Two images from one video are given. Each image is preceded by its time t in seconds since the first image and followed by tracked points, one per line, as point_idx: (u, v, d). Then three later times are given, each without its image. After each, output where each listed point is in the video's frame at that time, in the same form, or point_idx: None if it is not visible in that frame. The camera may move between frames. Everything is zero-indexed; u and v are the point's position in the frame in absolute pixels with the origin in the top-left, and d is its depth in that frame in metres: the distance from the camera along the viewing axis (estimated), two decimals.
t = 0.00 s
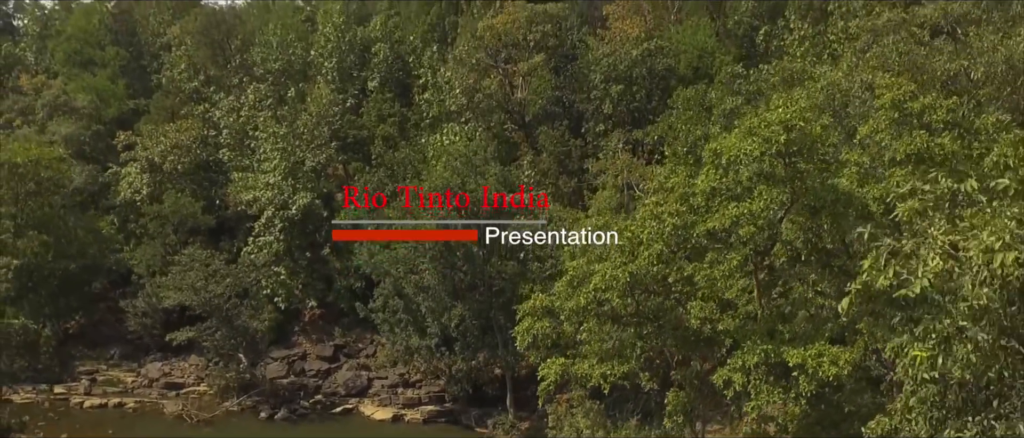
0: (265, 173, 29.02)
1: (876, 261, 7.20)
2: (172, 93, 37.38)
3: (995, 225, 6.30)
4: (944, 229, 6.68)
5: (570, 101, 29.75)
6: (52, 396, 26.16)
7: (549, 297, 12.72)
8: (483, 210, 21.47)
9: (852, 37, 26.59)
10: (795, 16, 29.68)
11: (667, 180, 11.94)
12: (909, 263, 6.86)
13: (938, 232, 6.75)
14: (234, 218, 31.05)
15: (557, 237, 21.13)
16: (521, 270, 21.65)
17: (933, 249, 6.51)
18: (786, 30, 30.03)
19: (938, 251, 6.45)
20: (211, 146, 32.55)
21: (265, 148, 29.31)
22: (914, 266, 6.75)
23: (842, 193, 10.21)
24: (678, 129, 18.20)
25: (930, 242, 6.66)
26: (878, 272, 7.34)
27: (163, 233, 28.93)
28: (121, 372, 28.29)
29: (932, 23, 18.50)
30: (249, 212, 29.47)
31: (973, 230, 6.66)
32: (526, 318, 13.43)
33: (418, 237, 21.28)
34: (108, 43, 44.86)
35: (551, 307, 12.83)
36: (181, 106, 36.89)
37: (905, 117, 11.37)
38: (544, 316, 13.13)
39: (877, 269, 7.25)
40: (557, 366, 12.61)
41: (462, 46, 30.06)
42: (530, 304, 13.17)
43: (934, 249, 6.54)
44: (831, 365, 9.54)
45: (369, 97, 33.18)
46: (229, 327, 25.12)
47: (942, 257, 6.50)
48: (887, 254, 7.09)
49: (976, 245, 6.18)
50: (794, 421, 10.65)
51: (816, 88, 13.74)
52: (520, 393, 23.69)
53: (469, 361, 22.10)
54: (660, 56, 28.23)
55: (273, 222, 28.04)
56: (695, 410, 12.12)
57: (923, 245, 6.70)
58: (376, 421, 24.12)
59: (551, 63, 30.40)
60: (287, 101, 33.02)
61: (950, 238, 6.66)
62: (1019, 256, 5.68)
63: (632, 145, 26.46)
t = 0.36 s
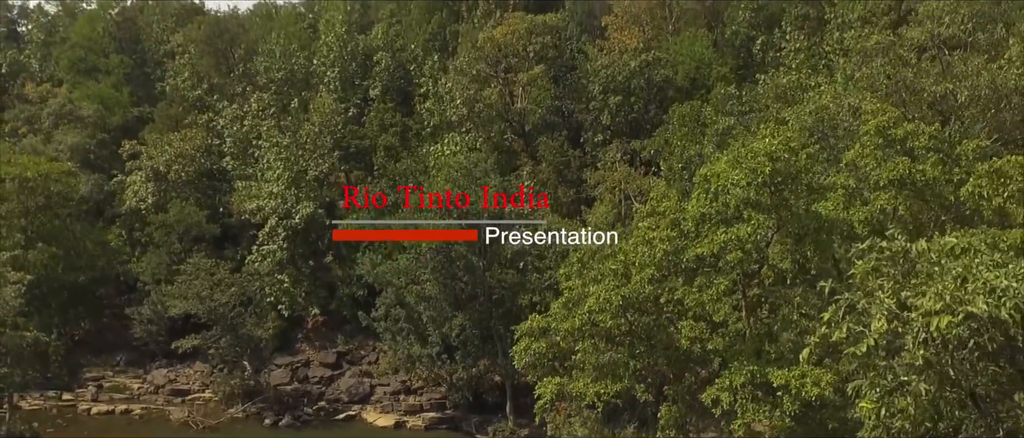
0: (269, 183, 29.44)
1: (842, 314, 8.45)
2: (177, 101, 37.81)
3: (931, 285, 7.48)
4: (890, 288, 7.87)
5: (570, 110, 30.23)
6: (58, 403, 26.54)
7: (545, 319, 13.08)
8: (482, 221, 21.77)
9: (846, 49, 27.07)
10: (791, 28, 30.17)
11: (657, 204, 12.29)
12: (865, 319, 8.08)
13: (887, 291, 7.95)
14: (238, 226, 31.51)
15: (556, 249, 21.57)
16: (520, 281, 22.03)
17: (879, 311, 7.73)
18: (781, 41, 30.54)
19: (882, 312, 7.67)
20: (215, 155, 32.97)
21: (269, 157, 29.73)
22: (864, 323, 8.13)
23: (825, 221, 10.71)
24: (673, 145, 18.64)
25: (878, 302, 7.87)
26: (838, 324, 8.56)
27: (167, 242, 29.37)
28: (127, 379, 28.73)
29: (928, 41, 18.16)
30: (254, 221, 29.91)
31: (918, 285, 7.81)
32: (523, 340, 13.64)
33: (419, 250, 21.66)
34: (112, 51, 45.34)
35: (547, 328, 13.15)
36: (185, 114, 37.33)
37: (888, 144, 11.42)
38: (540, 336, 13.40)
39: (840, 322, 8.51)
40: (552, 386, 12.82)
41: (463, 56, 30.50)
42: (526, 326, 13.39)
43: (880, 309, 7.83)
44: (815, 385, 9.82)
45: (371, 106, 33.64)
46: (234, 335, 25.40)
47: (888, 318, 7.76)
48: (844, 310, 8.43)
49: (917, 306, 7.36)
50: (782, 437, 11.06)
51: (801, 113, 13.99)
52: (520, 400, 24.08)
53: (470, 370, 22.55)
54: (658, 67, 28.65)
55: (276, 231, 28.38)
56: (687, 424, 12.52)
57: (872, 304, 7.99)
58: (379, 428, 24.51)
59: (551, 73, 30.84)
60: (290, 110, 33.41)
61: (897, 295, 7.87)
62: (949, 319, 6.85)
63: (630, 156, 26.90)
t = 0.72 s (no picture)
0: (274, 194, 29.98)
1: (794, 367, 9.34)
2: (182, 112, 38.39)
3: (877, 347, 8.28)
4: (840, 348, 8.67)
5: (570, 122, 30.79)
6: (68, 411, 27.06)
7: (542, 343, 13.57)
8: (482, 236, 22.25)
9: (840, 64, 27.64)
10: (787, 40, 30.74)
11: (648, 232, 12.78)
12: (819, 375, 8.86)
13: (836, 353, 8.71)
14: (243, 237, 32.13)
15: (555, 263, 22.12)
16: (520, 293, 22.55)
17: (830, 368, 8.55)
18: (777, 53, 31.13)
19: (833, 372, 8.47)
20: (221, 165, 33.54)
21: (274, 169, 30.27)
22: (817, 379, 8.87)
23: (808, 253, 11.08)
24: (669, 164, 19.16)
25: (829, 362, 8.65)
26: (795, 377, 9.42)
27: (174, 252, 29.93)
28: (135, 387, 29.30)
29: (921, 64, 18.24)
30: (259, 231, 30.47)
31: (867, 345, 8.62)
32: (519, 363, 14.07)
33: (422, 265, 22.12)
34: (118, 59, 45.96)
35: (544, 350, 13.59)
36: (191, 124, 37.93)
37: (871, 174, 11.95)
38: (537, 358, 13.79)
39: (798, 373, 9.33)
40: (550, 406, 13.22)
41: (464, 69, 31.00)
42: (523, 348, 13.84)
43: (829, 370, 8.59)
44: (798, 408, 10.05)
45: (374, 118, 34.23)
46: (240, 346, 25.75)
47: (838, 377, 8.54)
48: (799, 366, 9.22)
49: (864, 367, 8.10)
50: None
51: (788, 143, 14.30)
52: (520, 409, 24.60)
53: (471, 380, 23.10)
54: (656, 81, 29.15)
55: (281, 243, 28.95)
56: None
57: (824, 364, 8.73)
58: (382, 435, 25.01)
59: (550, 86, 31.36)
60: (294, 122, 34.01)
61: (846, 356, 8.64)
62: (889, 381, 7.67)
63: (627, 168, 27.46)
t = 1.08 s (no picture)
0: (278, 203, 30.42)
1: (769, 409, 9.81)
2: (187, 120, 38.81)
3: (842, 386, 8.83)
4: (809, 389, 9.18)
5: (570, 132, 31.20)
6: (76, 416, 27.54)
7: (539, 360, 13.95)
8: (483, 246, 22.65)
9: (837, 75, 28.01)
10: (785, 50, 31.07)
11: (642, 253, 13.15)
12: (789, 412, 9.29)
13: (805, 393, 9.21)
14: (248, 245, 32.64)
15: (555, 273, 22.52)
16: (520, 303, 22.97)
17: (798, 405, 9.00)
18: (775, 63, 31.48)
19: (801, 410, 8.92)
20: (225, 173, 33.97)
21: (278, 178, 30.70)
22: (786, 418, 9.25)
23: (795, 275, 11.50)
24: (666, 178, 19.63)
25: (797, 399, 9.16)
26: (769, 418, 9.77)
27: (181, 260, 30.40)
28: (142, 393, 29.81)
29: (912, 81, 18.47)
30: (263, 239, 30.92)
31: (834, 384, 9.33)
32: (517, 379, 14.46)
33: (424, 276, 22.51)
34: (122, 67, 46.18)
35: (541, 368, 13.96)
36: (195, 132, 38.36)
37: (859, 196, 12.37)
38: (533, 375, 14.14)
39: (772, 411, 9.74)
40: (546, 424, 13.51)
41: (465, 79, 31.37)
42: (520, 367, 14.18)
43: (798, 409, 9.05)
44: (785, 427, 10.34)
45: (377, 126, 34.65)
46: (244, 353, 26.03)
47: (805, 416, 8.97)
48: (773, 402, 9.68)
49: (829, 405, 8.54)
50: None
51: (778, 167, 14.49)
52: (520, 416, 25.01)
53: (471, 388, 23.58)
54: (655, 92, 29.56)
55: (285, 252, 29.42)
56: None
57: (793, 404, 9.19)
58: None
59: (551, 95, 31.76)
60: (298, 131, 34.45)
61: (814, 394, 9.14)
62: (849, 421, 7.99)
63: (626, 178, 27.87)
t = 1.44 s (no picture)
0: (283, 213, 30.91)
1: None
2: (193, 129, 39.38)
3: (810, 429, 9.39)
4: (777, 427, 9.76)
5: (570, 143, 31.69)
6: (88, 423, 28.15)
7: (538, 378, 14.48)
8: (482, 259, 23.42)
9: (834, 88, 28.56)
10: (783, 61, 31.53)
11: (638, 276, 13.68)
12: None
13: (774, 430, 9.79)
14: (255, 254, 33.26)
15: (555, 286, 23.06)
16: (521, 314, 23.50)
17: None
18: (773, 74, 31.98)
19: None
20: (231, 183, 34.50)
21: (284, 189, 31.25)
22: None
23: (781, 301, 12.09)
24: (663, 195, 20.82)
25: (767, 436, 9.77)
26: None
27: (189, 270, 30.98)
28: (151, 399, 30.44)
29: (901, 104, 19.13)
30: (270, 248, 31.49)
31: (803, 422, 9.88)
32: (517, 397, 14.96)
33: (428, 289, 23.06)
34: (129, 75, 46.78)
35: (540, 385, 14.49)
36: (202, 142, 38.96)
37: (845, 222, 12.92)
38: (534, 392, 14.66)
39: None
40: None
41: (468, 91, 31.86)
42: (521, 385, 14.69)
43: None
44: None
45: (381, 136, 35.18)
46: (252, 363, 26.50)
47: None
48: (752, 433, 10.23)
49: None
50: None
51: (769, 189, 15.60)
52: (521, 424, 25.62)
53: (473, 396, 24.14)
54: (655, 104, 30.08)
55: (290, 262, 29.94)
56: None
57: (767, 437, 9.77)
58: None
59: (551, 107, 32.23)
60: (303, 141, 35.01)
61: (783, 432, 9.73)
62: None
63: (626, 190, 28.41)
